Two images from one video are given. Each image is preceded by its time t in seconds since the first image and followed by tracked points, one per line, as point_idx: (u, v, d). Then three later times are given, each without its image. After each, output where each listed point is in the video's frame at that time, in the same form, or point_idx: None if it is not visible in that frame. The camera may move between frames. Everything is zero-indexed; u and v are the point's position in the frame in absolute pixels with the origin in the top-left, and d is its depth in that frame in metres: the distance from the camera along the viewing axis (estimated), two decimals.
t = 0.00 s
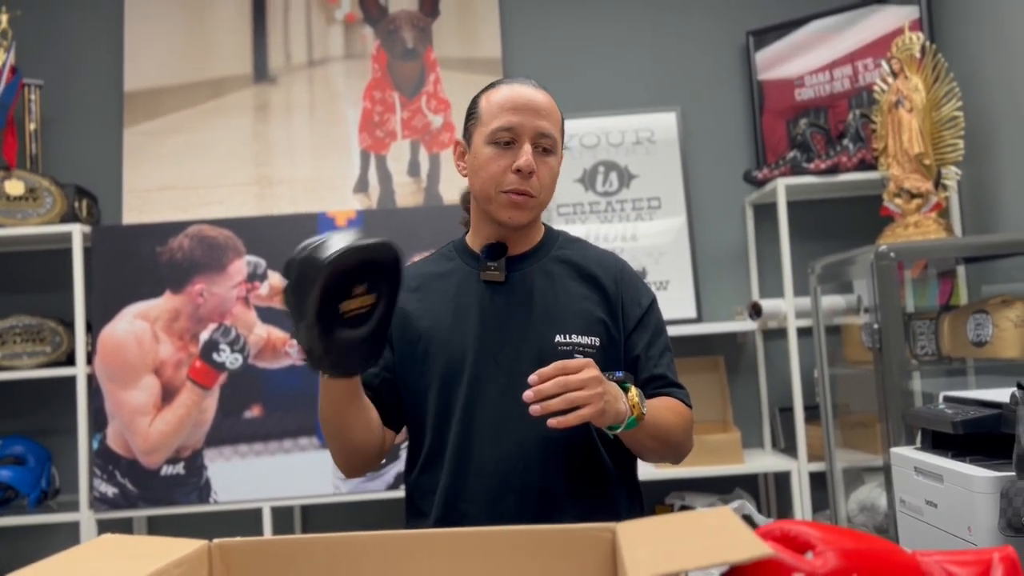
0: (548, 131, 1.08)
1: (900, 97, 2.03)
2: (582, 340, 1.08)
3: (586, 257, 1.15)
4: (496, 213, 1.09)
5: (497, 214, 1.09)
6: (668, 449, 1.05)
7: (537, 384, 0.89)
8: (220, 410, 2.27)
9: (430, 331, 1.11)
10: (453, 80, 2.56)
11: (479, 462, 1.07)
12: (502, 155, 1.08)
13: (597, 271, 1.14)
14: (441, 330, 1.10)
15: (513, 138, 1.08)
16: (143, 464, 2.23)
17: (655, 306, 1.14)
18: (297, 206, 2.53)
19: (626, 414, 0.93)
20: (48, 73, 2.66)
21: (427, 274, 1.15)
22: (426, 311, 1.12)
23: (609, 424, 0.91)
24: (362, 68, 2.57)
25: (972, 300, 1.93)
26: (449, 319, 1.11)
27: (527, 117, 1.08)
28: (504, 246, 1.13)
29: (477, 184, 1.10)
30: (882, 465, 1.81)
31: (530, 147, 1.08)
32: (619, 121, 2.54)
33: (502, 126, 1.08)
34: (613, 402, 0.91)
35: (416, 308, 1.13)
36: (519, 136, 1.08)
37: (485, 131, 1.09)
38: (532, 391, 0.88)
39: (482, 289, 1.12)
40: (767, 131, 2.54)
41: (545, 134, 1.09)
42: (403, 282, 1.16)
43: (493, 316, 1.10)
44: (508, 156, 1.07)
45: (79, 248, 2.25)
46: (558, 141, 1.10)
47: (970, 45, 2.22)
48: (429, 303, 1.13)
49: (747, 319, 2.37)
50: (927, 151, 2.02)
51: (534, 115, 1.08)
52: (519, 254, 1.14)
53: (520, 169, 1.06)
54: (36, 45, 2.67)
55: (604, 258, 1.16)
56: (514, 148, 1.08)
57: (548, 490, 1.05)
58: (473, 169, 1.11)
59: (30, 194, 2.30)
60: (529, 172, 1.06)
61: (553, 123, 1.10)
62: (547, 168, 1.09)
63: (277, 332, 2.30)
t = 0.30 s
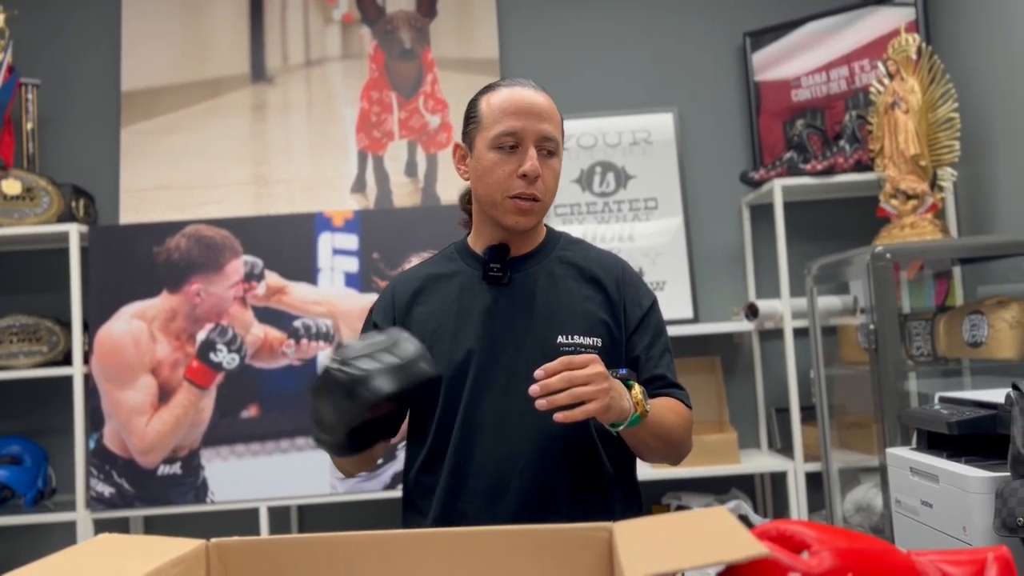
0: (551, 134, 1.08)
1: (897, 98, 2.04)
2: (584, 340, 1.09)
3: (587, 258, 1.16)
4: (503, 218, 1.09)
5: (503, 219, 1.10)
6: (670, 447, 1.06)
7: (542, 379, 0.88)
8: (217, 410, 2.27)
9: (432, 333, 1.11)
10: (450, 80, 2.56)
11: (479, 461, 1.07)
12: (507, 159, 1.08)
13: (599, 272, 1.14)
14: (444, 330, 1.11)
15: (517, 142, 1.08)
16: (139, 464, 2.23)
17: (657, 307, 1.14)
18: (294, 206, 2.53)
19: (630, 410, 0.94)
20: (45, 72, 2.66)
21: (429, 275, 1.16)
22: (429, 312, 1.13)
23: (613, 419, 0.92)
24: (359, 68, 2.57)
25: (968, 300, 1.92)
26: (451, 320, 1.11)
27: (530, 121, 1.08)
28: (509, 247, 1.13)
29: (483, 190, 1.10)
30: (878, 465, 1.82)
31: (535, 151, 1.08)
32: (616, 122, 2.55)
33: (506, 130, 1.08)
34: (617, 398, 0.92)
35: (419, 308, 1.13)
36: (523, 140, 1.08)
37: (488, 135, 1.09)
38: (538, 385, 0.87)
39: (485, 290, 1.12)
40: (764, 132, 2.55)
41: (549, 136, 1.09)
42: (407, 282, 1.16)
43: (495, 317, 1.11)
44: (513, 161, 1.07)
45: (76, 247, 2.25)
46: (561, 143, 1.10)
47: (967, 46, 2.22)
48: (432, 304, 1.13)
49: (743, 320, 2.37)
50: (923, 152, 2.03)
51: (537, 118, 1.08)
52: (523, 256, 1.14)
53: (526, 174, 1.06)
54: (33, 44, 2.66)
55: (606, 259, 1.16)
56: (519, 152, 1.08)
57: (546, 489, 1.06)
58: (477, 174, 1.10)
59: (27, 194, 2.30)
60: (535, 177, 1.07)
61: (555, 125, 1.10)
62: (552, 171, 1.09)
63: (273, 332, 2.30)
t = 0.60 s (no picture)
0: (532, 130, 1.08)
1: (893, 99, 2.04)
2: (577, 339, 1.09)
3: (581, 257, 1.15)
4: (488, 219, 1.10)
5: (488, 220, 1.10)
6: (664, 446, 1.06)
7: (525, 383, 0.89)
8: (212, 408, 2.26)
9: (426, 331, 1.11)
10: (447, 78, 2.56)
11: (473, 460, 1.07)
12: (489, 159, 1.08)
13: (593, 271, 1.14)
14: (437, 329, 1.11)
15: (498, 141, 1.08)
16: (133, 462, 2.23)
17: (651, 305, 1.14)
18: (290, 204, 2.53)
19: (616, 411, 0.94)
20: (40, 69, 2.65)
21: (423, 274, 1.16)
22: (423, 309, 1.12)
23: (599, 420, 0.92)
24: (356, 67, 2.57)
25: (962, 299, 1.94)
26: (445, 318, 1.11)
27: (509, 119, 1.07)
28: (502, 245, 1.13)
29: (467, 191, 1.10)
30: (873, 465, 1.82)
31: (516, 149, 1.08)
32: (612, 122, 2.55)
33: (486, 130, 1.08)
34: (602, 399, 0.92)
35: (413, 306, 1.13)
36: (504, 138, 1.08)
37: (469, 136, 1.09)
38: (520, 388, 0.89)
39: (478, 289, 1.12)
40: (760, 132, 2.55)
41: (529, 133, 1.09)
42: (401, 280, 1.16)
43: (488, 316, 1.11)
44: (494, 160, 1.07)
45: (71, 245, 2.25)
46: (543, 138, 1.10)
47: (962, 48, 2.23)
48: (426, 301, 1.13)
49: (739, 320, 2.37)
50: (918, 153, 2.04)
51: (516, 115, 1.08)
52: (515, 255, 1.14)
53: (508, 173, 1.06)
54: (28, 41, 2.65)
55: (600, 258, 1.16)
56: (500, 151, 1.08)
57: (539, 488, 1.06)
58: (461, 175, 1.11)
59: (21, 191, 2.29)
60: (517, 175, 1.07)
61: (536, 121, 1.09)
62: (535, 168, 1.08)
63: (269, 331, 2.29)
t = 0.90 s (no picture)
0: (491, 128, 1.07)
1: (891, 96, 2.04)
2: (579, 336, 1.09)
3: (585, 253, 1.15)
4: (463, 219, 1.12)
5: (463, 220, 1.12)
6: (658, 442, 1.04)
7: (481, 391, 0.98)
8: (208, 403, 2.25)
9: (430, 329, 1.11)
10: (445, 73, 2.55)
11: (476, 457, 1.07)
12: (454, 161, 1.10)
13: (595, 267, 1.13)
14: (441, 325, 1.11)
15: (462, 142, 1.09)
16: (129, 457, 2.22)
17: (653, 301, 1.13)
18: (287, 199, 2.52)
19: (574, 403, 0.96)
20: (35, 62, 2.63)
21: (427, 270, 1.16)
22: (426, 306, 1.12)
23: (552, 412, 0.95)
24: (353, 61, 2.56)
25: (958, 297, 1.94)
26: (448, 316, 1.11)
27: (470, 119, 1.08)
28: (503, 242, 1.13)
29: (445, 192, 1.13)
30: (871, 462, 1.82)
31: (478, 148, 1.08)
32: (611, 118, 2.55)
33: (450, 133, 1.10)
34: (550, 392, 0.95)
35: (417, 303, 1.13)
36: (466, 138, 1.09)
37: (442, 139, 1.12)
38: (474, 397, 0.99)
39: (481, 284, 1.12)
40: (758, 129, 2.55)
41: (492, 130, 1.08)
42: (406, 277, 1.16)
43: (491, 313, 1.11)
44: (457, 162, 1.09)
45: (67, 239, 2.23)
46: (508, 133, 1.08)
47: (961, 45, 2.23)
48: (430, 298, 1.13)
49: (736, 317, 2.37)
50: (917, 151, 2.04)
51: (477, 114, 1.08)
52: (516, 253, 1.14)
53: (465, 174, 1.07)
54: (23, 34, 2.63)
55: (602, 253, 1.15)
56: (463, 152, 1.09)
57: (542, 485, 1.05)
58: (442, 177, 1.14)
59: (16, 184, 2.28)
60: (476, 175, 1.07)
61: (501, 118, 1.08)
62: (498, 165, 1.08)
63: (266, 326, 2.29)
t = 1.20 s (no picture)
0: (482, 122, 1.07)
1: (892, 93, 2.05)
2: (577, 329, 1.09)
3: (584, 245, 1.14)
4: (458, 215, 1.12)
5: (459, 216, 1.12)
6: (658, 432, 1.03)
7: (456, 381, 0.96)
8: (205, 398, 2.24)
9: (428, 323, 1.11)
10: (444, 67, 2.54)
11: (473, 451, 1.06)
12: (447, 156, 1.09)
13: (594, 258, 1.12)
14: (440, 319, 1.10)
15: (454, 137, 1.09)
16: (125, 452, 2.20)
17: (652, 291, 1.12)
18: (286, 193, 2.50)
19: (552, 385, 0.95)
20: (29, 52, 2.61)
21: (426, 264, 1.15)
22: (424, 300, 1.12)
23: (530, 394, 0.93)
24: (352, 55, 2.55)
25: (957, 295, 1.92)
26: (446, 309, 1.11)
27: (460, 113, 1.08)
28: (501, 238, 1.12)
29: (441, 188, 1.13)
30: (870, 458, 1.82)
31: (470, 143, 1.08)
32: (611, 113, 2.54)
33: (442, 128, 1.09)
34: (523, 374, 0.93)
35: (416, 296, 1.13)
36: (458, 133, 1.08)
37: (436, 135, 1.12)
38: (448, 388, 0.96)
39: (479, 278, 1.12)
40: (757, 125, 2.54)
41: (483, 124, 1.07)
42: (407, 270, 1.16)
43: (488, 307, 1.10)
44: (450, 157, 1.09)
45: (63, 231, 2.21)
46: (499, 126, 1.07)
47: (962, 42, 2.23)
48: (429, 291, 1.12)
49: (736, 313, 2.37)
50: (918, 147, 2.04)
51: (468, 108, 1.07)
52: (513, 247, 1.13)
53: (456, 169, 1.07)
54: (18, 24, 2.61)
55: (602, 244, 1.14)
56: (456, 147, 1.09)
57: (539, 479, 1.04)
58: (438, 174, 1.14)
59: (11, 176, 2.26)
60: (467, 169, 1.07)
61: (492, 111, 1.07)
62: (490, 159, 1.07)
63: (264, 320, 2.27)
